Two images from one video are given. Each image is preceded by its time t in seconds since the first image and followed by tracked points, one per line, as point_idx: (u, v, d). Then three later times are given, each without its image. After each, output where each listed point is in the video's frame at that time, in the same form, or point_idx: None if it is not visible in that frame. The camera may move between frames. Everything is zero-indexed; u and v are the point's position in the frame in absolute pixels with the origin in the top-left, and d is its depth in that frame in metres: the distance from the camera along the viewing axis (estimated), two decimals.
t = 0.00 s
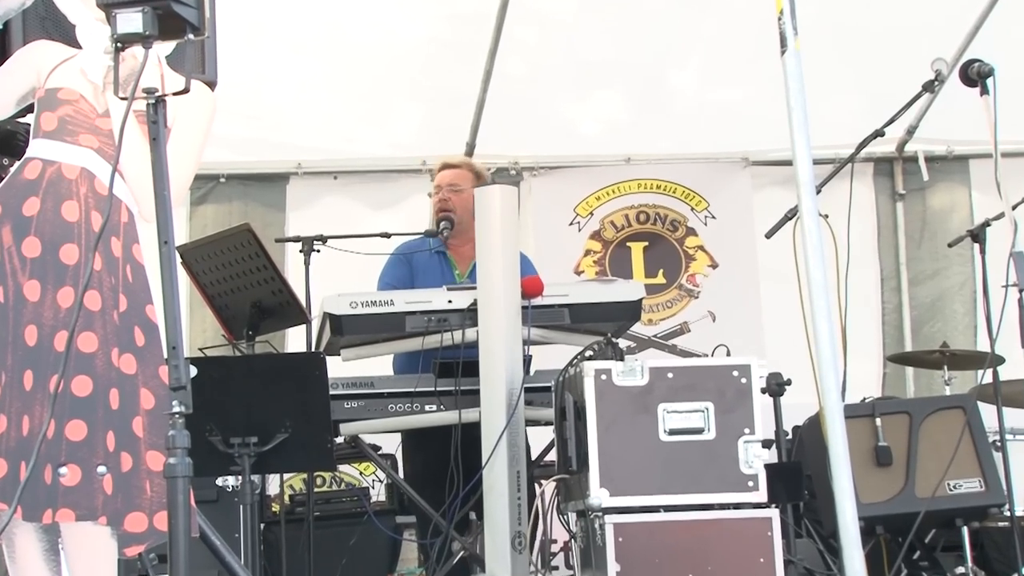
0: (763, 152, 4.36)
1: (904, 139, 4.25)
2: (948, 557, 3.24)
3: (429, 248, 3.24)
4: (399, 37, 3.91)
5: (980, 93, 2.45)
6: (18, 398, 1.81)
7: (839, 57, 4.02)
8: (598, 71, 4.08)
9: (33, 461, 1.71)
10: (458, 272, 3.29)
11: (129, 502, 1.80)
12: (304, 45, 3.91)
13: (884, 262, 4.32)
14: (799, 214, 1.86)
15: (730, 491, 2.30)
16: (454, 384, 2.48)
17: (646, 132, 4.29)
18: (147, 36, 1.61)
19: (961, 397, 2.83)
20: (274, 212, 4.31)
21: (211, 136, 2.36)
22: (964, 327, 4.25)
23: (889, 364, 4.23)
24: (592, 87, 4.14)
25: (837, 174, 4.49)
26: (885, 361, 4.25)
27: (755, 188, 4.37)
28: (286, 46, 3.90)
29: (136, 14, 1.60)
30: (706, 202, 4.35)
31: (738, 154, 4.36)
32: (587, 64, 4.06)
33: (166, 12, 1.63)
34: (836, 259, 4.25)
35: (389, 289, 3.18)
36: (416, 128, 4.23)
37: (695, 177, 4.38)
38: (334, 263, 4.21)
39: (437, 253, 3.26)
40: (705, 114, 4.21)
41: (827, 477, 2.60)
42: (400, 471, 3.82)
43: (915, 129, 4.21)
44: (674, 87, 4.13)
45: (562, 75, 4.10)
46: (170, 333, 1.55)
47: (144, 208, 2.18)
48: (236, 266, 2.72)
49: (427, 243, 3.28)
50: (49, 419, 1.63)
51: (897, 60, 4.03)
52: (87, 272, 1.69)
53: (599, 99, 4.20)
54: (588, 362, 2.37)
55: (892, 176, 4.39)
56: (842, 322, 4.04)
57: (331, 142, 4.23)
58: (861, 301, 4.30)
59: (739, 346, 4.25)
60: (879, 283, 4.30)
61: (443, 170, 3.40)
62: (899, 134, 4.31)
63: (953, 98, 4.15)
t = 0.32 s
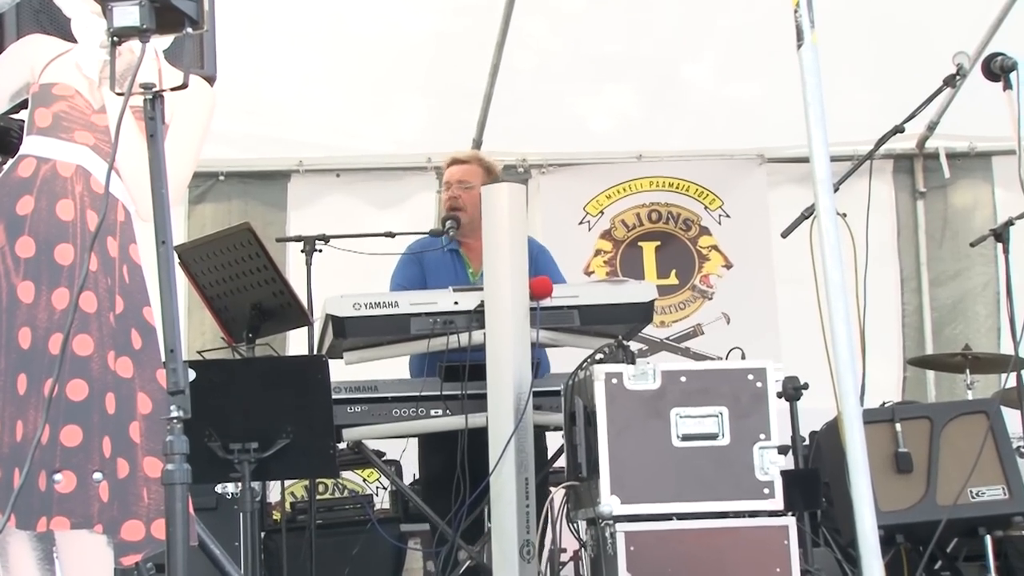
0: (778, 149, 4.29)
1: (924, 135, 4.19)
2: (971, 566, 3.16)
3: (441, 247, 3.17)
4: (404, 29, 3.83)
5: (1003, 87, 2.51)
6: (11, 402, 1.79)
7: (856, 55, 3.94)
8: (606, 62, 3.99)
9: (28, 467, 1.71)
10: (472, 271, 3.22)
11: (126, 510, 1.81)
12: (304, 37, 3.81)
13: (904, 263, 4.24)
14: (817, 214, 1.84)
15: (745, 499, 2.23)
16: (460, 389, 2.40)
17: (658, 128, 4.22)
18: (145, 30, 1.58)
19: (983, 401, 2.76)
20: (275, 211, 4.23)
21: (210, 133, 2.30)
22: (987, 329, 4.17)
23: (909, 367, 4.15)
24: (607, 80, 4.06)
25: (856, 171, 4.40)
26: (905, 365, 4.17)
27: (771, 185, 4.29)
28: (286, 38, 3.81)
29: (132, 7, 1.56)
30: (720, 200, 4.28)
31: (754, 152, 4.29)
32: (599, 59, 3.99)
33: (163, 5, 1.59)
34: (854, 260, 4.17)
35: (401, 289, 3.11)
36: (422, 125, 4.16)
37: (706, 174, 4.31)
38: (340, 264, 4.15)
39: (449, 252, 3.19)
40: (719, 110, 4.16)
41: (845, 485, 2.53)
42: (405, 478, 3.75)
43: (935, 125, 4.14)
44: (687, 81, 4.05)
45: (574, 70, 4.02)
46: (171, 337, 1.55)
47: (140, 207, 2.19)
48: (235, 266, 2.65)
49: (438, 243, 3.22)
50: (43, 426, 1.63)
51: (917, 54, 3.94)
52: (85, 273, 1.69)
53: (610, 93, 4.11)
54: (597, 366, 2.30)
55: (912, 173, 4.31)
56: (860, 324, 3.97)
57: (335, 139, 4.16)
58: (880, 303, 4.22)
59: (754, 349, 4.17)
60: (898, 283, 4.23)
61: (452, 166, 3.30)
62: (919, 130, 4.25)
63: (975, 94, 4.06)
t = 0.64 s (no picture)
0: (793, 147, 4.21)
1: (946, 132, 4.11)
2: None
3: (448, 251, 3.10)
4: (408, 24, 3.77)
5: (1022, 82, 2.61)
6: (6, 407, 1.98)
7: (874, 51, 3.85)
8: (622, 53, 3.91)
9: (24, 475, 1.93)
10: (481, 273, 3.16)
11: (120, 520, 2.02)
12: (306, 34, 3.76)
13: (925, 265, 4.16)
14: (834, 213, 1.88)
15: (760, 509, 2.16)
16: (466, 395, 2.34)
17: (670, 128, 4.15)
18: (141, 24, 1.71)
19: (1008, 408, 2.68)
20: (275, 212, 4.14)
21: (209, 131, 2.24)
22: (1009, 333, 4.08)
23: (929, 372, 4.07)
24: (616, 77, 3.99)
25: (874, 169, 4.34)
26: (925, 370, 4.09)
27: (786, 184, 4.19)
28: (285, 33, 3.75)
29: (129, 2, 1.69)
30: (734, 200, 4.19)
31: (768, 150, 4.20)
32: (607, 55, 3.93)
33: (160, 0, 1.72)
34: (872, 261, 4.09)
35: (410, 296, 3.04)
36: (425, 121, 4.07)
37: (719, 173, 4.23)
38: (344, 266, 4.08)
39: (457, 256, 3.12)
40: (730, 107, 4.09)
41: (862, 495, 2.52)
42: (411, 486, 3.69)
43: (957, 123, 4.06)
44: (701, 77, 3.98)
45: (580, 66, 3.96)
46: (165, 341, 1.64)
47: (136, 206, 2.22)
48: (235, 268, 2.58)
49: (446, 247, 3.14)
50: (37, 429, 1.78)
51: (937, 49, 3.85)
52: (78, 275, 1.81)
53: (620, 91, 4.04)
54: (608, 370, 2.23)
55: (933, 172, 4.24)
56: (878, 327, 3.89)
57: (339, 138, 4.08)
58: (900, 306, 4.14)
59: (769, 353, 4.09)
60: (917, 286, 4.15)
61: (459, 167, 3.25)
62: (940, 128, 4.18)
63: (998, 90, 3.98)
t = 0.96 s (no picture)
0: (810, 146, 4.12)
1: (966, 132, 4.05)
2: None
3: (450, 258, 3.05)
4: (411, 21, 3.70)
5: None
6: None
7: (892, 49, 3.77)
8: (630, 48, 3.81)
9: (15, 486, 1.86)
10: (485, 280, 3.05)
11: (115, 532, 1.97)
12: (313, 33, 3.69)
13: (945, 268, 4.08)
14: (851, 218, 1.88)
15: (774, 521, 2.08)
16: (470, 403, 2.27)
17: (683, 127, 4.06)
18: (135, 21, 1.74)
19: None
20: (275, 214, 4.09)
21: (204, 132, 2.18)
22: None
23: (950, 379, 3.99)
24: (623, 76, 3.88)
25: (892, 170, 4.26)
26: (946, 377, 4.01)
27: (801, 185, 4.13)
28: (290, 32, 3.69)
29: None
30: (747, 202, 4.12)
31: (783, 150, 4.14)
32: (612, 52, 3.83)
33: None
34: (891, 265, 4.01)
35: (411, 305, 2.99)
36: (428, 122, 3.98)
37: (733, 177, 4.16)
38: (346, 271, 4.02)
39: (460, 263, 3.05)
40: (742, 107, 3.98)
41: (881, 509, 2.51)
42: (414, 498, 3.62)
43: (977, 121, 4.02)
44: (713, 73, 3.87)
45: (589, 62, 3.85)
46: (160, 347, 1.59)
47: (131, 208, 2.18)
48: (232, 272, 2.52)
49: (450, 251, 3.08)
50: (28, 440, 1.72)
51: (960, 46, 3.75)
52: (72, 280, 1.75)
53: (627, 88, 3.93)
54: (617, 378, 2.16)
55: (954, 173, 4.16)
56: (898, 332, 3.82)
57: (342, 139, 4.01)
58: (919, 311, 4.06)
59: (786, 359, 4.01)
60: (936, 291, 4.07)
61: (460, 172, 3.18)
62: (961, 127, 4.12)
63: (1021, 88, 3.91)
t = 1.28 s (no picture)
0: (826, 149, 4.02)
1: (988, 133, 3.94)
2: None
3: (447, 261, 2.96)
4: (414, 17, 3.68)
5: None
6: None
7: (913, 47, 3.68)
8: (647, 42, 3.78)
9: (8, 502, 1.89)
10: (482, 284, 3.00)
11: (108, 547, 1.99)
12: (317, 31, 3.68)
13: (966, 275, 4.01)
14: (869, 222, 1.87)
15: (790, 536, 2.01)
16: (475, 413, 2.21)
17: (698, 127, 3.99)
18: (131, 21, 1.68)
19: None
20: (274, 219, 3.98)
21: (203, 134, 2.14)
22: None
23: (972, 390, 3.91)
24: (633, 75, 3.86)
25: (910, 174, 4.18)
26: (967, 387, 3.93)
27: (817, 189, 4.03)
28: (293, 30, 3.67)
29: None
30: (761, 206, 4.04)
31: (798, 152, 4.03)
32: (621, 52, 3.81)
33: None
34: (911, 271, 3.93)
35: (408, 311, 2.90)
36: (433, 123, 3.91)
37: (745, 178, 4.07)
38: (348, 277, 3.95)
39: (457, 266, 2.98)
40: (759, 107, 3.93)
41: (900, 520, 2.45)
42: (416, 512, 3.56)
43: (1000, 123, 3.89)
44: (728, 73, 3.84)
45: (597, 61, 3.84)
46: (156, 356, 1.55)
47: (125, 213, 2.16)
48: (230, 278, 2.46)
49: (444, 256, 3.00)
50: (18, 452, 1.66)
51: (983, 46, 3.65)
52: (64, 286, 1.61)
53: (639, 88, 3.89)
54: (627, 388, 2.09)
55: (974, 176, 4.07)
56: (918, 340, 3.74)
57: (343, 142, 3.93)
58: (938, 318, 3.98)
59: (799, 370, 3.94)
60: (959, 298, 3.99)
61: (459, 172, 3.10)
62: (982, 129, 4.03)
63: None
